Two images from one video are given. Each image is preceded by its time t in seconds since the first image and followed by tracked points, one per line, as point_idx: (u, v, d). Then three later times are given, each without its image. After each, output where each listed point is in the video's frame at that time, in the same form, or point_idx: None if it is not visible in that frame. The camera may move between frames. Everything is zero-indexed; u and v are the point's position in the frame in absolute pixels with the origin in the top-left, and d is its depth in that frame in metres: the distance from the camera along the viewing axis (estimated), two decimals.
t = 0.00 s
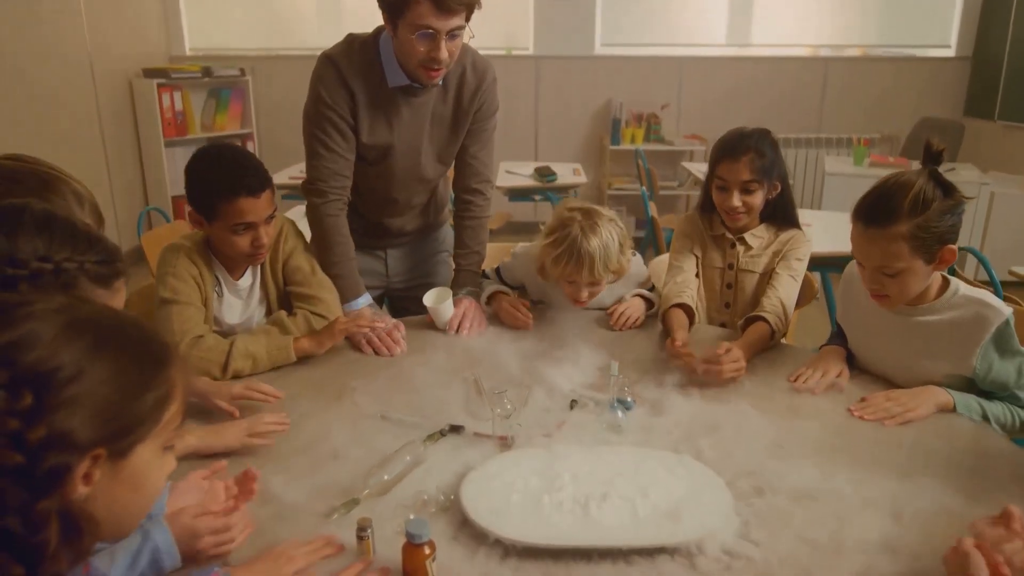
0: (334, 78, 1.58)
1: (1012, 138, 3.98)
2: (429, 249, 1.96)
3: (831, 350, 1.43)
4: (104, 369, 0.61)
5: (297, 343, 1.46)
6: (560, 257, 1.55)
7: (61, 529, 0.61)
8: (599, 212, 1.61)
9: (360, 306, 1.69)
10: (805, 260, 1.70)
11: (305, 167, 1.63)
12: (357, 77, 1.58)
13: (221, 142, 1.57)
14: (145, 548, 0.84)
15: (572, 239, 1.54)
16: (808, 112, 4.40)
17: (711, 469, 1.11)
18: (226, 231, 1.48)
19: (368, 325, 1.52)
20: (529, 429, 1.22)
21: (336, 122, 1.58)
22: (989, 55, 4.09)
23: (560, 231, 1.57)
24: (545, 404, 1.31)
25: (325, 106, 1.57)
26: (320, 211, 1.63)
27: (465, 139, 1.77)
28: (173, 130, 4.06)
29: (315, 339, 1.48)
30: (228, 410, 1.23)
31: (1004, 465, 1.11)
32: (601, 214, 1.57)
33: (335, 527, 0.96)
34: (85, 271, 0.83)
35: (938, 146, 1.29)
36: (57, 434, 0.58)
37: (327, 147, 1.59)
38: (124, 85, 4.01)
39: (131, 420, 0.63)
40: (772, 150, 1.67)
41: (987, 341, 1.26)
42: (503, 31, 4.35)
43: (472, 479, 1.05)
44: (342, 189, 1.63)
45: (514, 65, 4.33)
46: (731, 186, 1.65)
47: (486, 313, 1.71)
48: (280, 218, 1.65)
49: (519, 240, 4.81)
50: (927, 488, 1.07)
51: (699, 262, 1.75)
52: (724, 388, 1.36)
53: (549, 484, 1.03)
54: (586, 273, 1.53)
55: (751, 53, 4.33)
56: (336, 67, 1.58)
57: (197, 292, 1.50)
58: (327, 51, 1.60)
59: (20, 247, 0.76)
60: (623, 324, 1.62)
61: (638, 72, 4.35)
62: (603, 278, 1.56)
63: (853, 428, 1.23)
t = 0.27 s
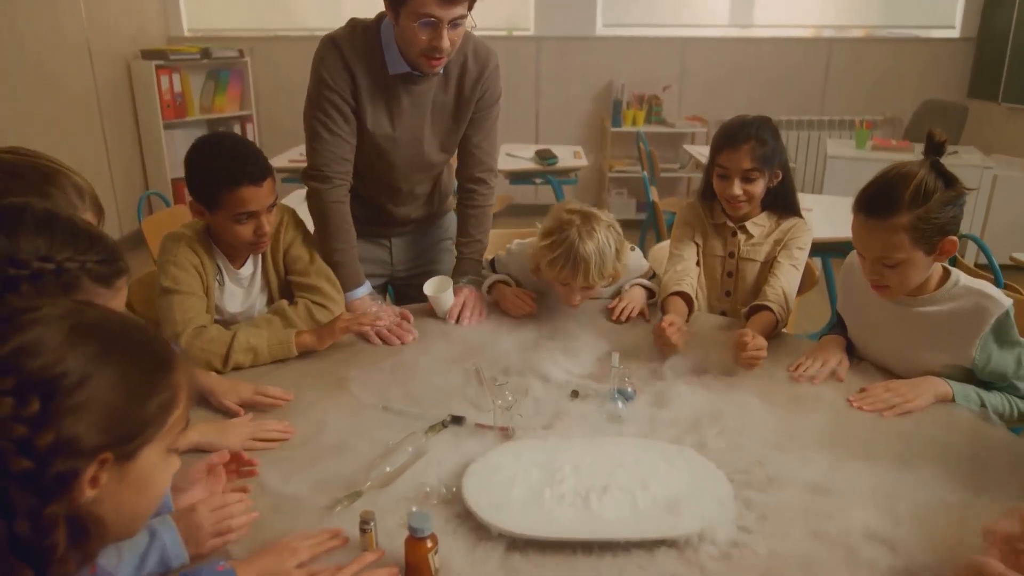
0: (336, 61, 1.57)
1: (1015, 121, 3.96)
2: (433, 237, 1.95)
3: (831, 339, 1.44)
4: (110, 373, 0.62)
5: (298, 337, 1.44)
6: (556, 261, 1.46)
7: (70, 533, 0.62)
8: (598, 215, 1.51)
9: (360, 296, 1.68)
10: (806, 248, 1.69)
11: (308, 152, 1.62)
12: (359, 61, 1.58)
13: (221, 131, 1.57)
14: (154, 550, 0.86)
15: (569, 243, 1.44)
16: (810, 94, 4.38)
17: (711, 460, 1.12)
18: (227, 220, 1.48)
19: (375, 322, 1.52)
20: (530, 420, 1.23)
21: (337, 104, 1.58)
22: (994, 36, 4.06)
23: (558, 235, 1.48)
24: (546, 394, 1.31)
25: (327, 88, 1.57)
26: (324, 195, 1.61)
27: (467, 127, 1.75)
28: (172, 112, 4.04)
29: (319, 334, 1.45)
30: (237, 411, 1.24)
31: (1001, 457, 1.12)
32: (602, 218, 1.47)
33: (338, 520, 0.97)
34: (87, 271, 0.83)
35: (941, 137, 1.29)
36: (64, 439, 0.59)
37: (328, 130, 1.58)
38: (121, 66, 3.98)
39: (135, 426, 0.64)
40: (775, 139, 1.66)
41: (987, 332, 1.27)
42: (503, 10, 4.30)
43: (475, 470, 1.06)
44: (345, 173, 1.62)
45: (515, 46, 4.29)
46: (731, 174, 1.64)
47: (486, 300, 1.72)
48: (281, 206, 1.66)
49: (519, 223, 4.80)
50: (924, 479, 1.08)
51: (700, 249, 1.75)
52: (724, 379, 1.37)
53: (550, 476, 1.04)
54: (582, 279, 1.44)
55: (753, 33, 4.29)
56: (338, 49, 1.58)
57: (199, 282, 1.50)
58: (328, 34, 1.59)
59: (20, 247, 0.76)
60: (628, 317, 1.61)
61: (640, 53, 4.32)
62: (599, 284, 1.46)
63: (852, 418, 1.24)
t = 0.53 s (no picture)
0: (336, 45, 1.55)
1: (1019, 101, 3.93)
2: (434, 222, 1.95)
3: (831, 327, 1.44)
4: (117, 377, 0.62)
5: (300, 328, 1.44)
6: (552, 257, 1.46)
7: (81, 534, 0.63)
8: (595, 210, 1.51)
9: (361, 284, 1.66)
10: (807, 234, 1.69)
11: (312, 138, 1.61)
12: (359, 45, 1.56)
13: (219, 119, 1.56)
14: (162, 548, 0.87)
15: (565, 239, 1.44)
16: (813, 72, 4.35)
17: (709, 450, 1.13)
18: (227, 208, 1.48)
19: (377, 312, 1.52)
20: (530, 409, 1.24)
21: (339, 89, 1.57)
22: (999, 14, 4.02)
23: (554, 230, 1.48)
24: (546, 383, 1.33)
25: (327, 73, 1.56)
26: (331, 182, 1.60)
27: (467, 113, 1.74)
28: (170, 91, 4.02)
29: (321, 326, 1.44)
30: (240, 402, 1.25)
31: (997, 446, 1.13)
32: (596, 215, 1.47)
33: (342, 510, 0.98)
34: (88, 269, 0.84)
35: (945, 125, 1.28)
36: (73, 444, 0.59)
37: (331, 115, 1.58)
38: (118, 44, 3.96)
39: (141, 428, 0.64)
40: (777, 125, 1.66)
41: (986, 322, 1.27)
42: None
43: (476, 460, 1.07)
44: (351, 159, 1.62)
45: (515, 24, 4.26)
46: (733, 160, 1.64)
47: (487, 286, 1.72)
48: (282, 193, 1.66)
49: (520, 202, 4.79)
50: (920, 469, 1.09)
51: (700, 236, 1.75)
52: (723, 367, 1.38)
53: (551, 466, 1.05)
54: (576, 275, 1.45)
55: (756, 11, 4.26)
56: (338, 34, 1.56)
57: (201, 269, 1.51)
58: (328, 19, 1.58)
59: (21, 245, 0.78)
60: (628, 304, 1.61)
61: (641, 31, 4.28)
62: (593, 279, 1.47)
63: (851, 406, 1.25)
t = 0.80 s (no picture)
0: (335, 31, 1.54)
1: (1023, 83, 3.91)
2: (436, 208, 1.95)
3: (831, 315, 1.45)
4: (122, 380, 0.64)
5: (302, 321, 1.44)
6: (553, 247, 1.46)
7: (90, 532, 0.65)
8: (594, 198, 1.51)
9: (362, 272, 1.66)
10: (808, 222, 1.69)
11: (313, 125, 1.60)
12: (357, 31, 1.55)
13: (218, 108, 1.56)
14: (167, 541, 0.88)
15: (565, 226, 1.44)
16: (815, 54, 4.32)
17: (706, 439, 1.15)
18: (227, 198, 1.48)
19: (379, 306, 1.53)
20: (530, 398, 1.25)
21: (340, 75, 1.56)
22: None
23: (554, 218, 1.48)
24: (546, 372, 1.33)
25: (326, 60, 1.54)
26: (335, 169, 1.59)
27: (464, 100, 1.73)
28: (168, 73, 4.00)
29: (325, 323, 1.43)
30: (243, 391, 1.26)
31: (993, 436, 1.14)
32: (595, 203, 1.47)
33: (344, 501, 1.00)
34: (88, 266, 0.86)
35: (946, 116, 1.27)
36: (80, 447, 0.61)
37: (332, 101, 1.57)
38: (116, 26, 3.93)
39: (147, 429, 0.66)
40: (778, 113, 1.65)
41: (984, 312, 1.28)
42: None
43: (477, 450, 1.08)
44: (353, 145, 1.61)
45: (515, 5, 4.23)
46: (734, 149, 1.64)
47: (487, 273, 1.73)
48: (282, 182, 1.66)
49: (520, 185, 4.78)
50: (915, 458, 1.10)
51: (700, 224, 1.76)
52: (721, 356, 1.39)
53: (551, 457, 1.06)
54: (577, 263, 1.45)
55: None
56: (337, 19, 1.54)
57: (203, 258, 1.51)
58: (325, 4, 1.57)
59: (23, 244, 0.79)
60: (629, 295, 1.62)
61: (642, 13, 4.25)
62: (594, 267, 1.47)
63: (849, 396, 1.26)
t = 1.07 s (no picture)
0: (334, 14, 1.51)
1: None
2: (431, 190, 1.93)
3: (829, 303, 1.46)
4: (128, 381, 0.65)
5: (304, 309, 1.44)
6: (552, 235, 1.47)
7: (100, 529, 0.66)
8: (593, 184, 1.51)
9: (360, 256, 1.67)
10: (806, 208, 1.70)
11: (314, 109, 1.58)
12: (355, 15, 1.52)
13: (218, 94, 1.56)
14: (171, 531, 0.90)
15: (565, 214, 1.44)
16: (817, 31, 4.29)
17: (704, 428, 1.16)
18: (227, 185, 1.48)
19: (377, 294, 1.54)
20: (530, 387, 1.26)
21: (340, 59, 1.54)
22: None
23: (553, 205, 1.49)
24: (546, 360, 1.34)
25: (325, 43, 1.52)
26: (338, 153, 1.58)
27: (460, 84, 1.71)
28: (165, 52, 3.97)
29: (325, 312, 1.44)
30: (245, 379, 1.27)
31: (988, 424, 1.15)
32: (594, 190, 1.47)
33: (346, 492, 1.01)
34: (89, 263, 0.86)
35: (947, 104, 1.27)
36: (91, 447, 0.63)
37: (332, 86, 1.55)
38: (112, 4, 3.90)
39: (154, 428, 0.68)
40: (779, 98, 1.65)
41: (981, 302, 1.29)
42: None
43: (477, 440, 1.09)
44: (354, 129, 1.59)
45: None
46: (735, 134, 1.63)
47: (487, 258, 1.73)
48: (283, 168, 1.66)
49: (520, 164, 4.76)
50: (912, 447, 1.12)
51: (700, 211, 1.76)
52: (719, 343, 1.39)
53: (550, 447, 1.08)
54: (576, 250, 1.46)
55: None
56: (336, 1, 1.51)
57: (204, 246, 1.52)
58: None
59: (23, 242, 0.81)
60: (629, 280, 1.63)
61: None
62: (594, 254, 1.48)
63: (846, 383, 1.27)
